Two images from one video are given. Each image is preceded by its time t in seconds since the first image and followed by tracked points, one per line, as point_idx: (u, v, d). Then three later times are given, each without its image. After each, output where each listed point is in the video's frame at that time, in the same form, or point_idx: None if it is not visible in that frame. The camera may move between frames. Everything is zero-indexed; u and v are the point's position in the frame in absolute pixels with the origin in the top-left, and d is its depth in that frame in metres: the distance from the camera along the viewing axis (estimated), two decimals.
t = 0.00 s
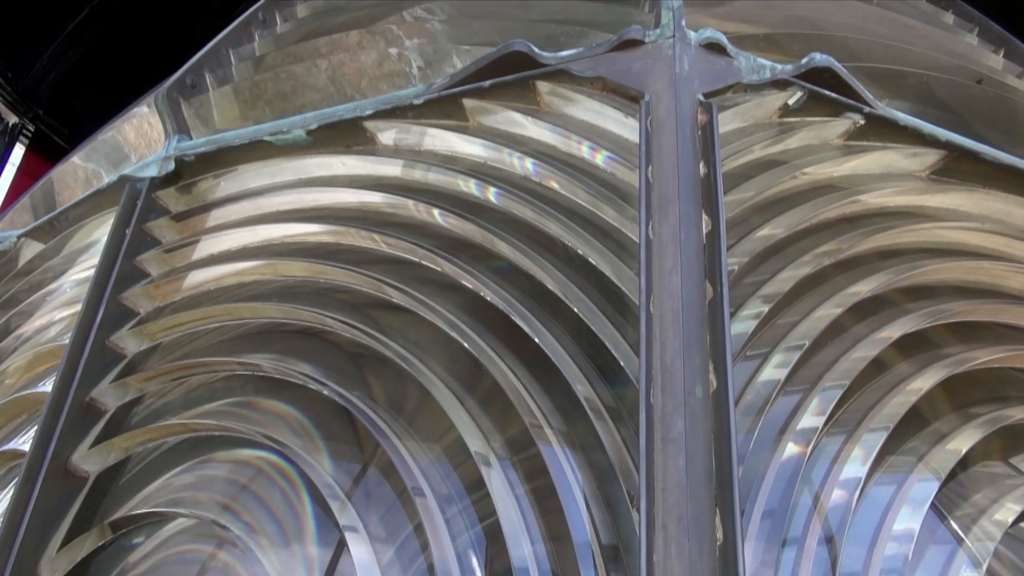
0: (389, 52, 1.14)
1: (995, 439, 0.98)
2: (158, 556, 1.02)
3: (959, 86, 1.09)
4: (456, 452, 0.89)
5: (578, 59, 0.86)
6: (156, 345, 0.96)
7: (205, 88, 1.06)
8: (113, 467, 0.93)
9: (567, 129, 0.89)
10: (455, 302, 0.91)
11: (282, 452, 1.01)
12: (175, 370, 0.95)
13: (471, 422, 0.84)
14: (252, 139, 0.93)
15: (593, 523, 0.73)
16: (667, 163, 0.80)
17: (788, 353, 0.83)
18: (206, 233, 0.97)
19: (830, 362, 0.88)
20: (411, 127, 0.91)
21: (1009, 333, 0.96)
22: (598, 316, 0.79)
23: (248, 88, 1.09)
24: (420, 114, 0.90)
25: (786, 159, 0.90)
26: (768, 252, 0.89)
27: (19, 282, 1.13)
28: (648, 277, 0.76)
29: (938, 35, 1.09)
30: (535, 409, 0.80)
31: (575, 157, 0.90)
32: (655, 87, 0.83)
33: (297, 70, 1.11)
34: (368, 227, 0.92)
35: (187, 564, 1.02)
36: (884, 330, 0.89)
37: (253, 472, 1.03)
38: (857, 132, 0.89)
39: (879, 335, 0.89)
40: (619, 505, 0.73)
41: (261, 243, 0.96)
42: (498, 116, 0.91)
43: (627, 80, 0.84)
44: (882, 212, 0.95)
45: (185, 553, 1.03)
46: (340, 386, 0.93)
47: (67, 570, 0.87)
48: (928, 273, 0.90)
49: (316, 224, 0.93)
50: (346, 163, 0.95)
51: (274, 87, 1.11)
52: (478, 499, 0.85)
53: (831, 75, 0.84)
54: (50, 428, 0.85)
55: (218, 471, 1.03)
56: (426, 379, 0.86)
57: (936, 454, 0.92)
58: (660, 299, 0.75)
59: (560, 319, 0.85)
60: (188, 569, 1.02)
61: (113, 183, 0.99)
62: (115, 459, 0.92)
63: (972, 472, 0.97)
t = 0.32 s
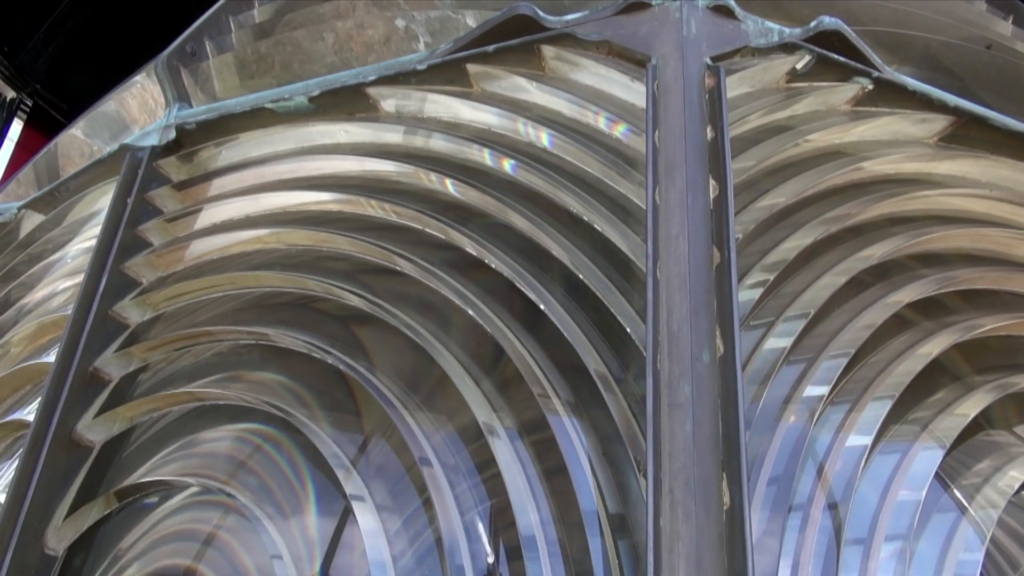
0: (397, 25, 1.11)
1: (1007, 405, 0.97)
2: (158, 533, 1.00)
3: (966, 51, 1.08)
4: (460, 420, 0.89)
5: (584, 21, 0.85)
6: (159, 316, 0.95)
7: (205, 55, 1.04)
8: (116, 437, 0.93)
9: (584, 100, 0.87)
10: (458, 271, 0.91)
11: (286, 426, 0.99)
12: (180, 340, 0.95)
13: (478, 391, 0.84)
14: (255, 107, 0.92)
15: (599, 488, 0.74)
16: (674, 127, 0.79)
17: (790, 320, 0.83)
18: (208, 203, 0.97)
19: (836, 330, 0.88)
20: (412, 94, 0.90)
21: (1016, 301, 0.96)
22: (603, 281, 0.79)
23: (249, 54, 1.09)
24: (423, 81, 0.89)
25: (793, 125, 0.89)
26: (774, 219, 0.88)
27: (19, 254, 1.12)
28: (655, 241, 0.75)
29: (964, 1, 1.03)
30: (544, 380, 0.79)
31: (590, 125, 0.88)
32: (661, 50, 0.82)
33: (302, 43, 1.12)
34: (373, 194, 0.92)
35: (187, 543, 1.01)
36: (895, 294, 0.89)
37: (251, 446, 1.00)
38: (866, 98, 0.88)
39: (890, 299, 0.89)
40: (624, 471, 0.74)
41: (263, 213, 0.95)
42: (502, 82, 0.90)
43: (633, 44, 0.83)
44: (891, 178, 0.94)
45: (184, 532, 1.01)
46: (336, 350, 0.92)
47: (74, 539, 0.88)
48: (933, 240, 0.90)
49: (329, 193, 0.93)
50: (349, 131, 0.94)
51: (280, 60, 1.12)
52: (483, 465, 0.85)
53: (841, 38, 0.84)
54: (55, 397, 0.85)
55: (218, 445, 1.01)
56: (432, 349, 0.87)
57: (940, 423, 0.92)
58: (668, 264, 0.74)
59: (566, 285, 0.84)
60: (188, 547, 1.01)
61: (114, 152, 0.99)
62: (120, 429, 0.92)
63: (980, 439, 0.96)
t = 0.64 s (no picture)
0: None
1: (1023, 374, 0.94)
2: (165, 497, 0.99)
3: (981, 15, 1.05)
4: (465, 388, 0.88)
5: None
6: (161, 286, 0.94)
7: (204, 22, 0.97)
8: (121, 407, 0.92)
9: (607, 70, 0.86)
10: (460, 237, 0.89)
11: (287, 391, 1.00)
12: (182, 309, 0.93)
13: (482, 355, 0.85)
14: (257, 72, 0.94)
15: (606, 457, 0.74)
16: (682, 90, 0.80)
17: (795, 288, 0.82)
18: (208, 170, 0.95)
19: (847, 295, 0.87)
20: (415, 58, 0.91)
21: None
22: (609, 246, 0.79)
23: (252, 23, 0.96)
24: (426, 44, 0.90)
25: (804, 89, 0.87)
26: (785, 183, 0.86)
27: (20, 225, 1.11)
28: (662, 205, 0.75)
29: None
30: (551, 350, 0.80)
31: (600, 91, 0.87)
32: (669, 11, 0.85)
33: (306, 17, 0.96)
34: (377, 160, 0.91)
35: (196, 506, 1.00)
36: (905, 259, 0.88)
37: (260, 414, 1.00)
38: (877, 62, 0.86)
39: (898, 265, 0.88)
40: (630, 438, 0.74)
41: (266, 181, 0.93)
42: (510, 46, 0.90)
43: (639, 7, 0.86)
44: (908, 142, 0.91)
45: (193, 495, 1.01)
46: (343, 318, 0.90)
47: (80, 507, 0.87)
48: (944, 206, 0.89)
49: (341, 159, 0.91)
50: (350, 98, 0.93)
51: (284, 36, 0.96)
52: (489, 431, 0.84)
53: None
54: (57, 366, 0.85)
55: (226, 411, 1.00)
56: (438, 316, 0.87)
57: (948, 390, 0.92)
58: (675, 229, 0.74)
59: (573, 251, 0.84)
60: (198, 510, 1.00)
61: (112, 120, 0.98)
62: (123, 399, 0.92)
63: (990, 407, 0.95)
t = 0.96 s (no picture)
0: None
1: None
2: (165, 470, 0.96)
3: None
4: (472, 354, 0.87)
5: None
6: (162, 254, 0.93)
7: None
8: (122, 377, 0.91)
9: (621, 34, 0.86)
10: (468, 199, 0.87)
11: (294, 359, 0.98)
12: (183, 278, 0.92)
13: (487, 319, 0.85)
14: (256, 36, 0.92)
15: (613, 421, 0.74)
16: (691, 51, 0.78)
17: (804, 254, 0.82)
18: (210, 138, 0.95)
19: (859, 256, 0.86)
20: (418, 22, 0.90)
21: None
22: (617, 211, 0.79)
23: None
24: (430, 6, 0.89)
25: (814, 50, 0.86)
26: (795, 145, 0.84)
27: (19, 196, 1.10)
28: (671, 167, 0.75)
29: None
30: (560, 318, 0.80)
31: (608, 53, 0.86)
32: None
33: None
34: (384, 126, 0.90)
35: (198, 479, 0.97)
36: (917, 223, 0.87)
37: (259, 387, 0.98)
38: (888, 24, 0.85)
39: (910, 229, 0.87)
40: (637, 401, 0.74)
41: (269, 148, 0.92)
42: (515, 9, 0.90)
43: None
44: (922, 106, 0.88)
45: (194, 468, 0.98)
46: (350, 288, 0.90)
47: (86, 475, 0.88)
48: (958, 170, 0.87)
49: (350, 125, 0.90)
50: (352, 62, 0.92)
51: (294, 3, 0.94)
52: (497, 396, 0.84)
53: None
54: (60, 336, 0.86)
55: (225, 382, 0.98)
56: (446, 285, 0.86)
57: (957, 355, 0.91)
58: (683, 190, 0.73)
59: (580, 216, 0.83)
60: (199, 484, 0.97)
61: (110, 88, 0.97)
62: (127, 367, 0.91)
63: (997, 373, 0.94)
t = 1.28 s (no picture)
0: None
1: None
2: (169, 440, 0.96)
3: None
4: (479, 320, 0.86)
5: None
6: (166, 222, 0.93)
7: None
8: (126, 343, 0.90)
9: None
10: (469, 162, 0.86)
11: (304, 327, 0.98)
12: (183, 245, 0.91)
13: (495, 286, 0.84)
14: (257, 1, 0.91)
15: (623, 391, 0.72)
16: (701, 9, 0.77)
17: (814, 218, 0.80)
18: (210, 103, 0.94)
19: (870, 219, 0.85)
20: None
21: None
22: (626, 175, 0.78)
23: None
24: None
25: (824, 9, 0.84)
26: (814, 104, 0.82)
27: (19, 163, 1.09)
28: (679, 128, 0.74)
29: None
30: (568, 285, 0.79)
31: (617, 14, 0.84)
32: None
33: None
34: (391, 91, 0.89)
35: (202, 450, 0.97)
36: (931, 185, 0.87)
37: (260, 358, 0.98)
38: None
39: (924, 191, 0.86)
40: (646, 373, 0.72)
41: (270, 113, 0.92)
42: None
43: None
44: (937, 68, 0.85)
45: (199, 439, 0.97)
46: (356, 253, 0.90)
47: (92, 441, 0.88)
48: (973, 132, 0.86)
49: (362, 91, 0.89)
50: (354, 26, 0.91)
51: None
52: (503, 363, 0.83)
53: None
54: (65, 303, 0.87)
55: (228, 354, 0.98)
56: (454, 251, 0.86)
57: (968, 321, 0.91)
58: (692, 152, 0.72)
59: (588, 179, 0.81)
60: (204, 455, 0.97)
61: (110, 54, 0.98)
62: (131, 335, 0.90)
63: (1007, 339, 0.94)
